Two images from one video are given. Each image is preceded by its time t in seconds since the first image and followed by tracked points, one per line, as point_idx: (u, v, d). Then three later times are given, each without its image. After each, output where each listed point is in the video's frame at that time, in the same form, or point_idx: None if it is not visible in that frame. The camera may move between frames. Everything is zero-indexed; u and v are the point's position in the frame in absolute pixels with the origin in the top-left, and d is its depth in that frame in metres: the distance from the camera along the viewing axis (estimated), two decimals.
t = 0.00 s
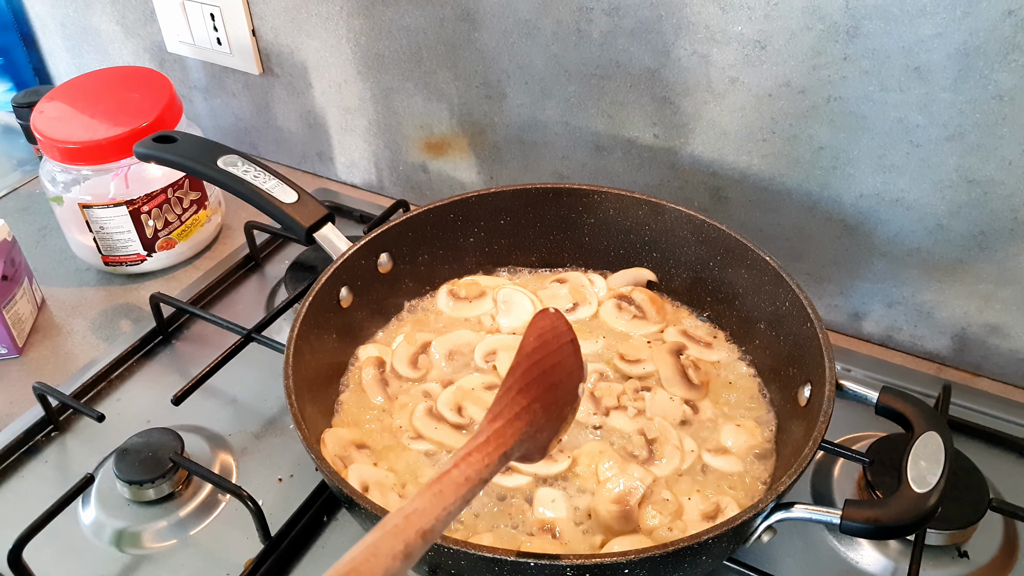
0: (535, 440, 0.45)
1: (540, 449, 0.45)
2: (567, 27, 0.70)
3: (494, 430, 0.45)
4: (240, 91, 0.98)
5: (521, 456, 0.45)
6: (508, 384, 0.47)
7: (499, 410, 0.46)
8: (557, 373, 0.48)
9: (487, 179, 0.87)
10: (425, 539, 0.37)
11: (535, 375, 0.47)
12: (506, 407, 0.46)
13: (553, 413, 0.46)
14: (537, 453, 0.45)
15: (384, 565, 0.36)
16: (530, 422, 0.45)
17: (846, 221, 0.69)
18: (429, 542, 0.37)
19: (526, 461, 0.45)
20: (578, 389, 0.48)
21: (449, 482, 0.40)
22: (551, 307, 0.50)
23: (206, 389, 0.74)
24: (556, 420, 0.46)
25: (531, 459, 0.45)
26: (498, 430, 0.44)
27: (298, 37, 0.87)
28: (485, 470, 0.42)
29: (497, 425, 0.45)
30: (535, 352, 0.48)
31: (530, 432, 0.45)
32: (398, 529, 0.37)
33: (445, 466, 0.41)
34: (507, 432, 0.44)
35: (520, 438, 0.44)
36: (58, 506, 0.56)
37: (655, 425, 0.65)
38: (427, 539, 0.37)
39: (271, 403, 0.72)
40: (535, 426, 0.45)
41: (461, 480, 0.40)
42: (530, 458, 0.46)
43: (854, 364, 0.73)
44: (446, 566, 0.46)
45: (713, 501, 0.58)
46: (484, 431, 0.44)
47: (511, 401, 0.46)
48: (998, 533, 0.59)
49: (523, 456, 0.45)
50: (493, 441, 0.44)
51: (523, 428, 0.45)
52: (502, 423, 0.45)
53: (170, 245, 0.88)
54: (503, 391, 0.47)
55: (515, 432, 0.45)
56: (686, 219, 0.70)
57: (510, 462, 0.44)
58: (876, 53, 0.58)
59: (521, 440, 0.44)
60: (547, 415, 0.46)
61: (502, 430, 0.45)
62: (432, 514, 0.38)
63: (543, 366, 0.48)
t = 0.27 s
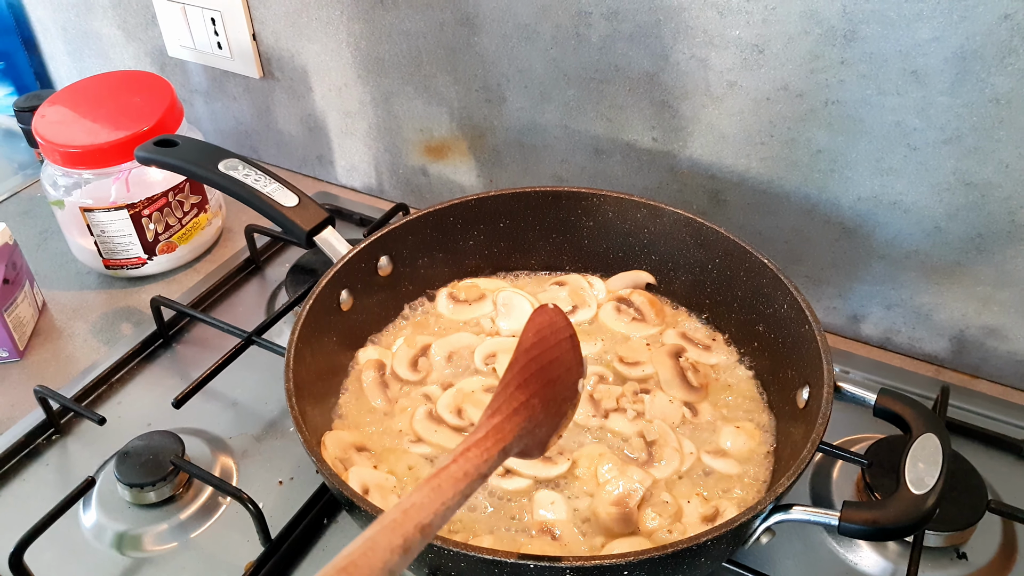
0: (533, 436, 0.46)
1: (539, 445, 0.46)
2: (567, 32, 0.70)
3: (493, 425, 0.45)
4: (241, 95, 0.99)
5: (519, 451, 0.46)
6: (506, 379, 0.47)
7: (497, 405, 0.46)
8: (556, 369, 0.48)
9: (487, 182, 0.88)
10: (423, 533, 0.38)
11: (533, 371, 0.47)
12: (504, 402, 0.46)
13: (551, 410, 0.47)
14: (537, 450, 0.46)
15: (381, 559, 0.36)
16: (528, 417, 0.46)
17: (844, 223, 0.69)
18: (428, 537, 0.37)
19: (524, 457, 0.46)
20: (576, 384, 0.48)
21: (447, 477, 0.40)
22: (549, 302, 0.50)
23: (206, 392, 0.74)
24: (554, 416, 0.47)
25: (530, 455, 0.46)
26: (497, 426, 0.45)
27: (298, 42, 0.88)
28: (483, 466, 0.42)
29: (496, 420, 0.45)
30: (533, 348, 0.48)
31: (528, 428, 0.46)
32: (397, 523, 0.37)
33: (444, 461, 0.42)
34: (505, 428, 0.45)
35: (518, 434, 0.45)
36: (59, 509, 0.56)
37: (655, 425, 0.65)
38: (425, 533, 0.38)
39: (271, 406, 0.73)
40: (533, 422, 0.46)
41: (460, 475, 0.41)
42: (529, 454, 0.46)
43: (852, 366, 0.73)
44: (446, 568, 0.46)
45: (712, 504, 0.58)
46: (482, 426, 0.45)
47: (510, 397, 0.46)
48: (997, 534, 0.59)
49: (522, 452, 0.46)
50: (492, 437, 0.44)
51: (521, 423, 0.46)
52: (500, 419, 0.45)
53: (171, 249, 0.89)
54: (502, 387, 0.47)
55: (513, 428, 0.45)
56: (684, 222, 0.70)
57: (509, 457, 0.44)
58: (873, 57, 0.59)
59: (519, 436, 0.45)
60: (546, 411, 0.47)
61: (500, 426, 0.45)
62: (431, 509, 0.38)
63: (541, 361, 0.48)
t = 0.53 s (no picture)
0: (532, 441, 0.46)
1: (538, 449, 0.46)
2: (566, 32, 0.70)
3: (493, 430, 0.45)
4: (240, 96, 0.99)
5: (518, 456, 0.46)
6: (506, 384, 0.47)
7: (497, 411, 0.46)
8: (556, 373, 0.48)
9: (487, 183, 0.88)
10: (423, 538, 0.37)
11: (533, 376, 0.47)
12: (504, 407, 0.46)
13: (550, 414, 0.47)
14: (535, 454, 0.46)
15: (381, 564, 0.36)
16: (528, 422, 0.46)
17: (844, 223, 0.69)
18: (427, 542, 0.37)
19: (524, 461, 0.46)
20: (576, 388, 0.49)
21: (447, 481, 0.40)
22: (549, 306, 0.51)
23: (206, 392, 0.74)
24: (554, 420, 0.47)
25: (530, 459, 0.46)
26: (496, 431, 0.45)
27: (298, 42, 0.88)
28: (482, 470, 0.42)
29: (495, 425, 0.45)
30: (534, 352, 0.49)
31: (528, 433, 0.46)
32: (396, 527, 0.37)
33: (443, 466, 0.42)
34: (505, 432, 0.45)
35: (518, 438, 0.45)
36: (59, 509, 0.56)
37: (654, 426, 0.65)
38: (424, 538, 0.38)
39: (271, 407, 0.73)
40: (532, 426, 0.46)
41: (459, 480, 0.41)
42: (528, 458, 0.46)
43: (852, 366, 0.73)
44: (446, 567, 0.46)
45: (711, 502, 0.58)
46: (482, 431, 0.44)
47: (509, 401, 0.46)
48: (996, 534, 0.59)
49: (521, 456, 0.46)
50: (491, 442, 0.44)
51: (521, 428, 0.45)
52: (500, 424, 0.45)
53: (171, 249, 0.89)
54: (501, 391, 0.47)
55: (513, 432, 0.45)
56: (683, 222, 0.71)
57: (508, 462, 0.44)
58: (872, 57, 0.59)
59: (519, 440, 0.45)
60: (545, 415, 0.47)
61: (500, 430, 0.45)
62: (430, 513, 0.38)
63: (541, 366, 0.48)
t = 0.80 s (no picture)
0: (533, 445, 0.46)
1: (538, 454, 0.46)
2: (567, 32, 0.70)
3: (493, 435, 0.45)
4: (242, 96, 0.99)
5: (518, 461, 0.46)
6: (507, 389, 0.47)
7: (497, 415, 0.46)
8: (556, 378, 0.48)
9: (488, 183, 0.88)
10: (422, 543, 0.38)
11: (533, 381, 0.48)
12: (504, 412, 0.46)
13: (550, 418, 0.47)
14: (536, 458, 0.46)
15: (381, 568, 0.36)
16: (528, 426, 0.46)
17: (844, 223, 0.69)
18: (427, 547, 0.37)
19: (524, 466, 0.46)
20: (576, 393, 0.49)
21: (447, 486, 0.40)
22: (550, 312, 0.52)
23: (208, 392, 0.74)
24: (554, 424, 0.47)
25: (530, 463, 0.46)
26: (497, 435, 0.45)
27: (300, 43, 0.88)
28: (482, 475, 0.42)
29: (496, 430, 0.45)
30: (534, 356, 0.49)
31: (528, 437, 0.46)
32: (396, 532, 0.37)
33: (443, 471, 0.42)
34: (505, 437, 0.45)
35: (518, 443, 0.45)
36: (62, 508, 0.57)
37: (655, 426, 0.65)
38: (425, 543, 0.38)
39: (273, 406, 0.73)
40: (532, 431, 0.46)
41: (460, 485, 0.41)
42: (528, 463, 0.46)
43: (853, 366, 0.73)
44: (448, 565, 0.46)
45: (712, 500, 0.58)
46: (482, 434, 0.45)
47: (510, 405, 0.46)
48: (997, 532, 0.59)
49: (520, 461, 0.45)
50: (492, 446, 0.44)
51: (521, 432, 0.45)
52: (500, 429, 0.45)
53: (172, 249, 0.89)
54: (502, 396, 0.47)
55: (513, 436, 0.45)
56: (684, 221, 0.71)
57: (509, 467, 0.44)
58: (873, 56, 0.59)
59: (519, 445, 0.45)
60: (545, 419, 0.47)
61: (500, 435, 0.45)
62: (431, 517, 0.38)
63: (542, 371, 0.48)
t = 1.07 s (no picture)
0: (538, 442, 0.45)
1: (544, 451, 0.46)
2: (567, 29, 0.70)
3: (498, 432, 0.45)
4: (242, 95, 0.99)
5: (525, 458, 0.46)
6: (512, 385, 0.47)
7: (503, 412, 0.46)
8: (562, 374, 0.47)
9: (488, 181, 0.88)
10: (427, 540, 0.38)
11: (539, 378, 0.47)
12: (510, 408, 0.46)
13: (557, 414, 0.47)
14: (542, 455, 0.46)
15: (384, 566, 0.36)
16: (533, 423, 0.46)
17: (845, 220, 0.69)
18: (431, 544, 0.37)
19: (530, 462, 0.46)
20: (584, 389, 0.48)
21: (451, 483, 0.40)
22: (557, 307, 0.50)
23: (209, 390, 0.74)
24: (561, 420, 0.46)
25: (536, 460, 0.46)
26: (502, 432, 0.45)
27: (300, 41, 0.88)
28: (488, 472, 0.42)
29: (501, 427, 0.45)
30: (540, 352, 0.48)
31: (534, 434, 0.45)
32: (399, 530, 0.37)
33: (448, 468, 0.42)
34: (510, 434, 0.45)
35: (523, 439, 0.45)
36: (64, 505, 0.57)
37: (656, 423, 0.65)
38: (429, 540, 0.38)
39: (274, 404, 0.73)
40: (538, 428, 0.46)
41: (464, 482, 0.41)
42: (534, 459, 0.46)
43: (853, 363, 0.73)
44: (449, 561, 0.46)
45: (712, 497, 0.58)
46: (488, 432, 0.45)
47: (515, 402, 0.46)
48: (998, 529, 0.59)
49: (527, 457, 0.45)
50: (497, 443, 0.44)
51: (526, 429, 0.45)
52: (505, 425, 0.45)
53: (173, 248, 0.89)
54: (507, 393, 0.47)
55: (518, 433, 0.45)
56: (685, 218, 0.71)
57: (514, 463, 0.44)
58: (873, 53, 0.59)
59: (524, 442, 0.45)
60: (552, 415, 0.47)
61: (505, 432, 0.45)
62: (436, 514, 0.38)
63: (547, 368, 0.47)
